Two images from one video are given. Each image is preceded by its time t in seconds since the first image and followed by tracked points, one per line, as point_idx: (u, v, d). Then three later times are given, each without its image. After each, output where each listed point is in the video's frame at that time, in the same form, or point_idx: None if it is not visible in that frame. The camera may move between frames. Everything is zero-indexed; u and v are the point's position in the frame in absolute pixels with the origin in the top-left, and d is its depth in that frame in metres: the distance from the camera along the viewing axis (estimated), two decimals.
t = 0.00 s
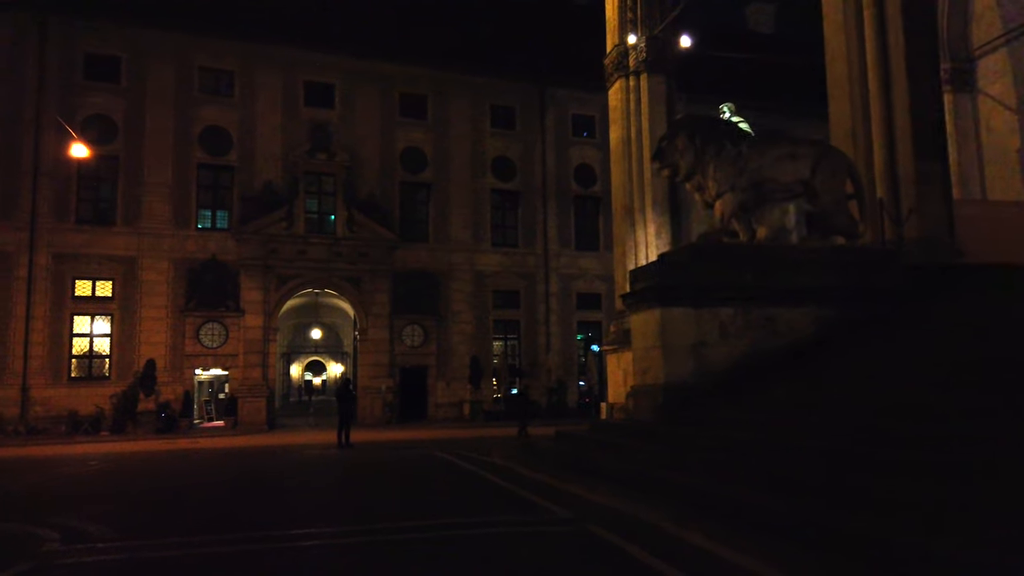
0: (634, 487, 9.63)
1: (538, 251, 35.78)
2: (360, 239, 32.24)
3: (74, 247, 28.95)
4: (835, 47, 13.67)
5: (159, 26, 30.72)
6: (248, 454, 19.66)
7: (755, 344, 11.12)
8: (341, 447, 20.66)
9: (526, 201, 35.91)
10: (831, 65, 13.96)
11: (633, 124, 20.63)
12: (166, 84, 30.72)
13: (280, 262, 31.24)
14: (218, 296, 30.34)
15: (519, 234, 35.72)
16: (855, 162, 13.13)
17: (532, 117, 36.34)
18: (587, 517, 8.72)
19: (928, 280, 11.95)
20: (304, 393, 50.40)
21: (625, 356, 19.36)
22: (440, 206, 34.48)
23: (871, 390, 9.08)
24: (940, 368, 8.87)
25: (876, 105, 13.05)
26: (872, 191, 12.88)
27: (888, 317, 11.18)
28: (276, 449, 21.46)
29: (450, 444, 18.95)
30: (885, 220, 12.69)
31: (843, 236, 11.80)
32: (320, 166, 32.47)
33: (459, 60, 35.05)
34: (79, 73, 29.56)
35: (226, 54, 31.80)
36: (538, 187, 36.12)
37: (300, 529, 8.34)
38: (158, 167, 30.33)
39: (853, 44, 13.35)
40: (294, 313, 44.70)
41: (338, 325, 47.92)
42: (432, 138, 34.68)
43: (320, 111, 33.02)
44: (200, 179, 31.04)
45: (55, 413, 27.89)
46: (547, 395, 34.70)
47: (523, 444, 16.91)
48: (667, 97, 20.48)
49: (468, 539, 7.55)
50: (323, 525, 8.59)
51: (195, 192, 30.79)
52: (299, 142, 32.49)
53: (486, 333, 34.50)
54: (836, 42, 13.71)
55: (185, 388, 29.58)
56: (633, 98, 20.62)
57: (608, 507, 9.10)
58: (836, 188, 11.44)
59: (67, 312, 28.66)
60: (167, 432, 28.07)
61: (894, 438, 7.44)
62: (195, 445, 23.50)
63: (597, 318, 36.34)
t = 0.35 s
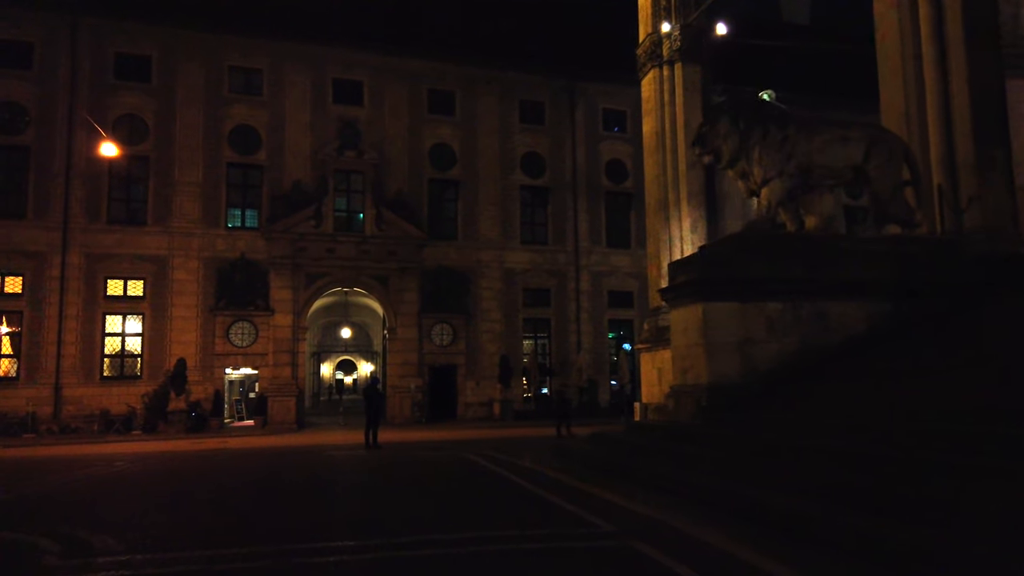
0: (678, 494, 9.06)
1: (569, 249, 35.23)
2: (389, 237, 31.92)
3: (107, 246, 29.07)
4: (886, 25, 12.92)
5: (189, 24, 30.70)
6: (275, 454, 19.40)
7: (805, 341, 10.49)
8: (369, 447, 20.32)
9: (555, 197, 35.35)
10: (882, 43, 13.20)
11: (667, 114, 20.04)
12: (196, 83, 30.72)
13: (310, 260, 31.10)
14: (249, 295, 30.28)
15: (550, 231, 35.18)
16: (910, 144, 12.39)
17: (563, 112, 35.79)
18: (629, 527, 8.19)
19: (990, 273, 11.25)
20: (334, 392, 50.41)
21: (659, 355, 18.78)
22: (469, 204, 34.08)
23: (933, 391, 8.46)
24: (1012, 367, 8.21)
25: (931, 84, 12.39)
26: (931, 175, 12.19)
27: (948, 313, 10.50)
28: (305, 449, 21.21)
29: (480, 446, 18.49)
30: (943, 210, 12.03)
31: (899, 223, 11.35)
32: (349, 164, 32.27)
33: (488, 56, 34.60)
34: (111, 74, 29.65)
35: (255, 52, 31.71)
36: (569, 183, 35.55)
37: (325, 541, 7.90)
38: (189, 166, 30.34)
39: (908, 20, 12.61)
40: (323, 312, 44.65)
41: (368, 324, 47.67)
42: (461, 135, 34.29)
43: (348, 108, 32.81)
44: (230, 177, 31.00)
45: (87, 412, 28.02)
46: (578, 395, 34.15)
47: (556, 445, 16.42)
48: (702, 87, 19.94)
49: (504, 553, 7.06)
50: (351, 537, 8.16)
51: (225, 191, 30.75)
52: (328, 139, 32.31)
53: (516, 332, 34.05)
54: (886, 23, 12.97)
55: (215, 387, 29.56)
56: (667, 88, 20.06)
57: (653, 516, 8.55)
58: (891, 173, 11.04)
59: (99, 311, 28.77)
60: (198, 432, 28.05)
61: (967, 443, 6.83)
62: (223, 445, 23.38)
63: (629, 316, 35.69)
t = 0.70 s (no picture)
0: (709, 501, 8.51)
1: (584, 246, 34.67)
2: (401, 234, 31.52)
3: (118, 245, 28.85)
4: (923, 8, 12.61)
5: (200, 21, 30.42)
6: (285, 455, 19.01)
7: (842, 338, 9.91)
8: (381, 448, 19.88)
9: (570, 194, 34.80)
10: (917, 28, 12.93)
11: (686, 105, 19.55)
12: (207, 79, 30.45)
13: (322, 258, 30.77)
14: (260, 294, 29.97)
15: (564, 228, 34.64)
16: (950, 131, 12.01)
17: (577, 107, 35.25)
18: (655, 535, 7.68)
19: None
20: (348, 392, 50.25)
21: (679, 354, 18.28)
22: (482, 201, 33.61)
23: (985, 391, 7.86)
24: None
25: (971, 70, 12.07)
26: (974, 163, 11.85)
27: (994, 308, 9.89)
28: (316, 449, 20.83)
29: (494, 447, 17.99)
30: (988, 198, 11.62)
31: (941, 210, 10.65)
32: (361, 161, 31.89)
33: (501, 50, 34.11)
34: (122, 71, 29.47)
35: (267, 48, 31.39)
36: (583, 179, 35.00)
37: (333, 558, 7.47)
38: (200, 163, 30.07)
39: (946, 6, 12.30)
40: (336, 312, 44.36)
41: (381, 322, 47.41)
42: (474, 131, 33.81)
43: (361, 104, 32.43)
44: (242, 175, 30.71)
45: (98, 412, 27.80)
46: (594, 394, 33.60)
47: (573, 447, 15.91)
48: (722, 77, 19.39)
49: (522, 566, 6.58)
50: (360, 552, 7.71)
51: (236, 189, 30.47)
52: (341, 136, 31.94)
53: (531, 330, 33.55)
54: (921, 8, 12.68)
55: (227, 386, 29.28)
56: (686, 78, 19.55)
57: (683, 526, 8.01)
58: (933, 156, 10.38)
59: (110, 310, 28.54)
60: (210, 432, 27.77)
61: None
62: (234, 445, 23.05)
63: (645, 314, 35.10)
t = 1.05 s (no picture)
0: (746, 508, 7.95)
1: (602, 243, 34.08)
2: (418, 232, 31.12)
3: (133, 244, 28.67)
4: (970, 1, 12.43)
5: (214, 18, 30.17)
6: (301, 457, 18.67)
7: (888, 332, 9.39)
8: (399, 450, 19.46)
9: (588, 190, 34.23)
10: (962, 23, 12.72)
11: (710, 95, 18.93)
12: (222, 77, 30.22)
13: (337, 257, 30.43)
14: (276, 293, 29.68)
15: (583, 225, 34.06)
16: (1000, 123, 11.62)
17: (595, 102, 34.69)
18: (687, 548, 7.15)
19: None
20: (365, 392, 50.08)
21: (702, 354, 17.75)
22: (499, 199, 33.11)
23: None
24: None
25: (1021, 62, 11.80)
26: None
27: None
28: (331, 451, 20.49)
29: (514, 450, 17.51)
30: None
31: (993, 199, 10.00)
32: (377, 158, 31.50)
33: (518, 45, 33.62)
34: (136, 70, 29.31)
35: (281, 45, 31.11)
36: (602, 175, 34.42)
37: None
38: (215, 162, 29.83)
39: None
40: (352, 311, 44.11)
41: (397, 321, 47.18)
42: (491, 127, 33.33)
43: (376, 101, 32.06)
44: (257, 173, 30.44)
45: (113, 412, 27.63)
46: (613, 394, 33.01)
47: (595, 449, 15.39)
48: (747, 66, 18.81)
49: None
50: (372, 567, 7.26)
51: (251, 187, 30.21)
52: (356, 133, 31.57)
53: (549, 329, 33.04)
54: None
55: (243, 386, 29.01)
56: (709, 68, 18.98)
57: (722, 537, 7.48)
58: (982, 140, 9.84)
59: (126, 309, 28.37)
60: (226, 432, 27.51)
61: None
62: (249, 446, 22.72)
63: (666, 312, 34.45)
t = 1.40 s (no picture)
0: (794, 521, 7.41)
1: (621, 240, 33.47)
2: (433, 230, 30.67)
3: (146, 243, 28.41)
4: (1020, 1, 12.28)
5: (227, 14, 29.83)
6: (313, 459, 18.23)
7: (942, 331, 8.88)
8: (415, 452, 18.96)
9: (606, 187, 33.62)
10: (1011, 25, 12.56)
11: (734, 87, 18.36)
12: (235, 74, 29.91)
13: (352, 255, 30.04)
14: (290, 292, 29.32)
15: (600, 222, 33.45)
16: None
17: (613, 97, 34.08)
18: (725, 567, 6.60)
19: None
20: (380, 391, 49.81)
21: (723, 353, 17.26)
22: (516, 196, 32.56)
23: None
24: None
25: None
26: None
27: None
28: (346, 452, 20.05)
29: (532, 453, 16.94)
30: None
31: None
32: (391, 155, 31.05)
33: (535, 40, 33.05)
34: (149, 67, 29.05)
35: (294, 41, 30.76)
36: (620, 171, 33.80)
37: None
38: (228, 160, 29.52)
39: None
40: (367, 310, 43.79)
41: (412, 321, 46.83)
42: (507, 123, 32.81)
43: (390, 97, 31.64)
44: (270, 171, 30.10)
45: (127, 413, 27.36)
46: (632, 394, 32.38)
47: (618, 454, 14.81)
48: (773, 56, 18.21)
49: None
50: None
51: (265, 185, 29.87)
52: (370, 130, 31.15)
53: (566, 329, 32.48)
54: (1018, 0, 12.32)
55: (257, 386, 28.67)
56: (734, 58, 18.39)
57: (769, 556, 6.89)
58: None
59: (139, 309, 28.11)
60: (240, 433, 27.17)
61: None
62: (262, 448, 22.34)
63: (686, 311, 33.78)
